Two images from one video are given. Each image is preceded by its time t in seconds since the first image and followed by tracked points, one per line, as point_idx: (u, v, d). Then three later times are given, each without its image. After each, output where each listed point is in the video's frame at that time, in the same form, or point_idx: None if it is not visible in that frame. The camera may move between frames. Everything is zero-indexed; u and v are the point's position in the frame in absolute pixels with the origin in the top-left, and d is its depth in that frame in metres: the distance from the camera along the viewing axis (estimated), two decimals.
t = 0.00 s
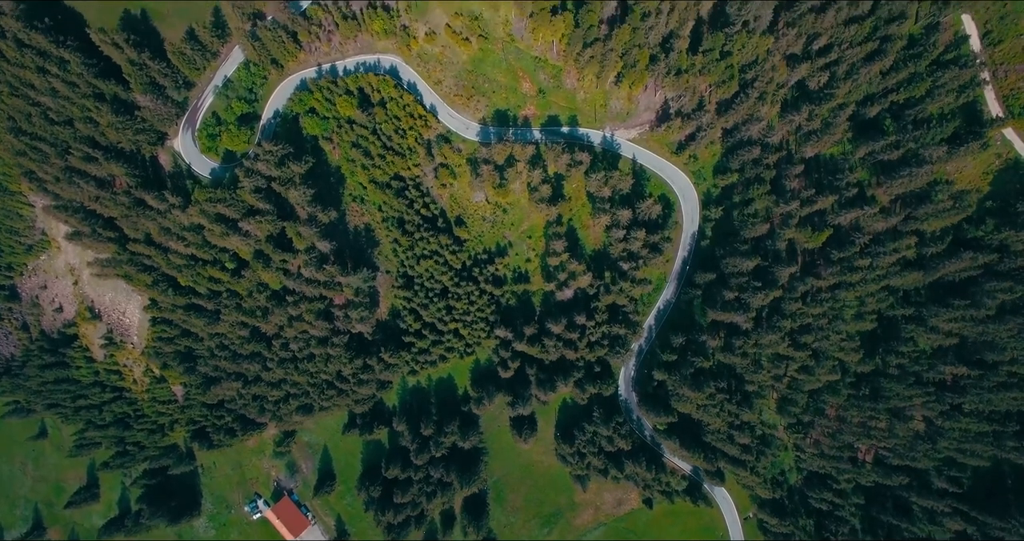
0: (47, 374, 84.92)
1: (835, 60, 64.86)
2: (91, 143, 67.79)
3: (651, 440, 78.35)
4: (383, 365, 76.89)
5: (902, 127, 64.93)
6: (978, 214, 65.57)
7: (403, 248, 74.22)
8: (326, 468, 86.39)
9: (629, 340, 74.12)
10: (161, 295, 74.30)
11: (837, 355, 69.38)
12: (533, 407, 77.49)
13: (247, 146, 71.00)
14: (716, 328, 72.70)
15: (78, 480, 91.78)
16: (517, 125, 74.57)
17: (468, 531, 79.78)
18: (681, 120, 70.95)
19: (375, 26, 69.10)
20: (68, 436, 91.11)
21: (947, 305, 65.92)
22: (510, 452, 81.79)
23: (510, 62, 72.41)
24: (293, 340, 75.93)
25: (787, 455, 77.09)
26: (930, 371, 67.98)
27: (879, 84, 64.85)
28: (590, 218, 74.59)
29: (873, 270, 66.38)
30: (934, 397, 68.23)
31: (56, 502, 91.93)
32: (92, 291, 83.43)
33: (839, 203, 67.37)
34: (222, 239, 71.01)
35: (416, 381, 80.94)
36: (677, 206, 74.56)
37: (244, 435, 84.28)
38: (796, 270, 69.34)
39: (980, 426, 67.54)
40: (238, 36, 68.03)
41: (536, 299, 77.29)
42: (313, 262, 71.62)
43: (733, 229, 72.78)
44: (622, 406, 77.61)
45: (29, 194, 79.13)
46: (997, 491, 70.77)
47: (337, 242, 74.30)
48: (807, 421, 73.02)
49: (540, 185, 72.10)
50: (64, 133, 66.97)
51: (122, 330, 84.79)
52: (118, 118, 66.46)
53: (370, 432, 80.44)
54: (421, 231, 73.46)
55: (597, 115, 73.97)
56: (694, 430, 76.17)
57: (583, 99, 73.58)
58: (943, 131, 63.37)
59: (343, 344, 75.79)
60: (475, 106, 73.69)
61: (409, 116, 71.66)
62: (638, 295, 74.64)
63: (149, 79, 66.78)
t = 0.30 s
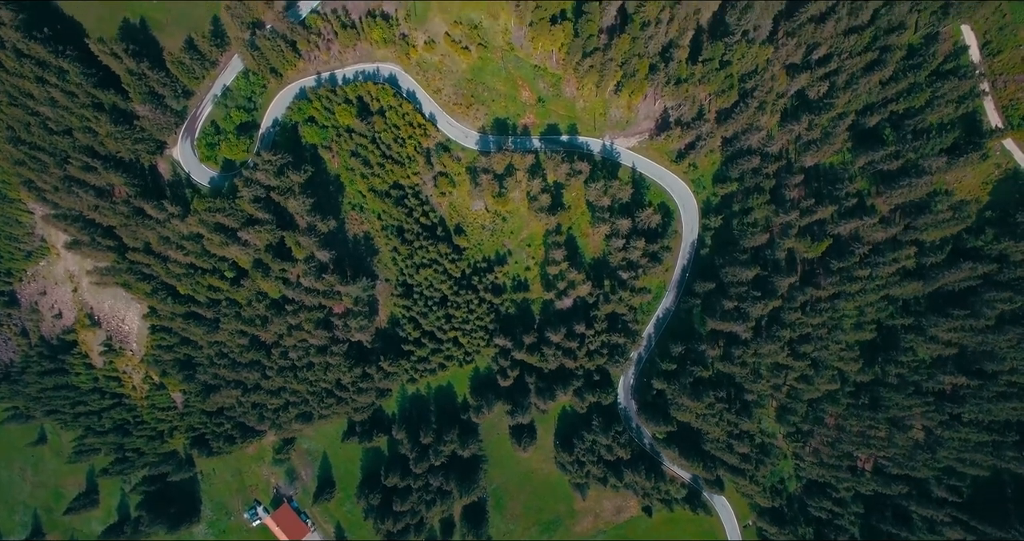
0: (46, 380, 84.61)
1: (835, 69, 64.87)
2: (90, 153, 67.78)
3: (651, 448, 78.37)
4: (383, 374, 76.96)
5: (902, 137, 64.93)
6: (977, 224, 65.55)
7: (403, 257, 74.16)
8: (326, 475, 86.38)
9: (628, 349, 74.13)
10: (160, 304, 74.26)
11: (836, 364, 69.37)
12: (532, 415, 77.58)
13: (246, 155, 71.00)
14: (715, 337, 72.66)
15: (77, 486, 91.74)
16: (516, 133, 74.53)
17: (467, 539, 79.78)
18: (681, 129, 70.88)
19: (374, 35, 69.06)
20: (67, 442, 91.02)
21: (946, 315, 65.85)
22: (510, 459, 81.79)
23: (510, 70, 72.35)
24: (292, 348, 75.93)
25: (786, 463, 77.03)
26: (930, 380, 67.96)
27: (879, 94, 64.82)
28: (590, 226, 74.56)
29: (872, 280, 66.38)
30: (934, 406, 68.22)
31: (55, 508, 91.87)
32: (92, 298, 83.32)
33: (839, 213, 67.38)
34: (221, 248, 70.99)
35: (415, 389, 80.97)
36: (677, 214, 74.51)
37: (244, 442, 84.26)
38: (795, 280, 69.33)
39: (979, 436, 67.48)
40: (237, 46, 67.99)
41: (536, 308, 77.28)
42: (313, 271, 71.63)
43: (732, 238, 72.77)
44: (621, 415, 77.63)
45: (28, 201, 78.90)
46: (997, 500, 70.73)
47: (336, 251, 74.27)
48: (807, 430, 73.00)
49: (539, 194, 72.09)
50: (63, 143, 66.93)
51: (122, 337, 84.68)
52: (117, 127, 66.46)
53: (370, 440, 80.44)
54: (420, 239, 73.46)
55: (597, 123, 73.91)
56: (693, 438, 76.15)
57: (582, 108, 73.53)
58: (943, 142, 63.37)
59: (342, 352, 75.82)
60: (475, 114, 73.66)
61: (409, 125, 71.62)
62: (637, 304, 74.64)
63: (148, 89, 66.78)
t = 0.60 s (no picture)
0: (46, 388, 84.33)
1: (835, 80, 64.79)
2: (89, 164, 67.70)
3: (650, 457, 78.37)
4: (382, 384, 77.04)
5: (902, 148, 64.85)
6: (977, 235, 65.52)
7: (402, 267, 74.09)
8: (325, 484, 86.35)
9: (627, 359, 74.13)
10: (159, 314, 74.20)
11: (835, 375, 69.38)
12: (531, 425, 77.64)
13: (245, 166, 70.95)
14: (715, 347, 72.63)
15: (76, 493, 91.66)
16: (516, 143, 74.46)
17: None
18: (681, 139, 70.81)
19: (373, 45, 68.95)
20: (67, 449, 90.86)
21: (946, 327, 65.80)
22: (509, 468, 81.78)
23: (509, 80, 72.25)
24: (291, 359, 75.92)
25: (785, 472, 76.80)
26: (929, 392, 67.92)
27: (878, 105, 64.76)
28: (589, 236, 74.50)
29: (871, 291, 66.43)
30: (933, 418, 68.20)
31: (54, 515, 91.78)
32: (91, 306, 83.14)
33: (838, 224, 67.38)
34: (220, 259, 70.97)
35: (414, 398, 81.00)
36: (676, 224, 74.45)
37: (243, 450, 84.18)
38: (795, 291, 69.30)
39: (979, 447, 67.41)
40: (235, 56, 67.86)
41: (535, 317, 77.24)
42: (312, 283, 71.59)
43: (731, 248, 72.73)
44: (620, 424, 77.65)
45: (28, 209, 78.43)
46: (996, 510, 70.71)
47: (336, 261, 74.25)
48: (806, 440, 72.94)
49: (538, 205, 72.08)
50: (62, 154, 66.86)
51: (121, 345, 84.56)
52: (116, 139, 66.38)
53: (369, 449, 80.40)
54: (420, 249, 73.40)
55: (596, 133, 73.84)
56: (692, 448, 76.13)
57: (582, 118, 73.45)
58: (942, 154, 63.37)
59: (342, 362, 75.86)
60: (474, 124, 73.60)
61: (408, 135, 71.57)
62: (636, 314, 74.62)
63: (147, 100, 66.71)
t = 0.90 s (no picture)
0: (45, 395, 83.79)
1: (834, 90, 64.75)
2: (88, 173, 67.63)
3: (649, 465, 78.41)
4: (381, 392, 77.05)
5: (901, 158, 64.82)
6: (976, 245, 65.51)
7: (401, 275, 74.03)
8: (324, 491, 86.28)
9: (626, 368, 74.19)
10: (159, 322, 74.11)
11: (835, 385, 69.38)
12: (531, 433, 77.68)
13: (244, 175, 70.93)
14: (714, 357, 72.62)
15: (75, 498, 91.61)
16: (515, 152, 74.42)
17: None
18: (680, 148, 70.81)
19: (372, 54, 68.86)
20: (66, 455, 90.74)
21: (946, 337, 65.75)
22: (508, 476, 81.77)
23: (508, 89, 72.20)
24: (291, 368, 75.92)
25: (785, 480, 76.62)
26: (928, 402, 67.91)
27: (878, 115, 64.75)
28: (588, 244, 74.50)
29: (870, 302, 66.48)
30: (933, 427, 68.20)
31: (53, 520, 91.71)
32: (90, 313, 82.98)
33: (837, 234, 67.38)
34: (219, 268, 70.90)
35: (414, 406, 81.03)
36: (675, 233, 74.44)
37: (242, 458, 84.06)
38: (794, 301, 69.27)
39: (979, 457, 67.37)
40: (234, 66, 67.79)
41: (534, 326, 77.22)
42: (310, 292, 71.52)
43: (731, 257, 72.72)
44: (619, 433, 77.68)
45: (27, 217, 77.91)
46: (996, 520, 70.69)
47: (335, 270, 74.28)
48: (805, 449, 72.87)
49: (538, 214, 72.04)
50: (60, 164, 66.78)
51: (120, 352, 84.53)
52: (114, 149, 66.29)
53: (368, 457, 80.38)
54: (419, 258, 73.37)
55: (596, 142, 73.79)
56: (691, 456, 76.17)
57: (581, 126, 73.39)
58: (941, 164, 63.39)
59: (341, 371, 75.87)
60: (473, 133, 73.57)
61: (407, 144, 71.58)
62: (636, 323, 74.62)
63: (146, 109, 66.59)
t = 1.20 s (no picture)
0: (45, 402, 83.50)
1: (834, 101, 64.65)
2: (87, 184, 67.55)
3: (649, 474, 78.38)
4: (381, 402, 77.05)
5: (901, 170, 64.75)
6: (976, 257, 65.45)
7: (401, 285, 73.94)
8: (324, 499, 86.23)
9: (626, 378, 74.18)
10: (158, 332, 74.00)
11: (834, 396, 69.40)
12: (530, 443, 77.73)
13: (243, 185, 70.81)
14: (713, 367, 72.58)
15: (75, 505, 91.53)
16: (514, 161, 74.34)
17: None
18: (680, 158, 70.76)
19: (371, 64, 68.72)
20: (66, 461, 90.56)
21: (945, 348, 65.77)
22: (508, 485, 81.76)
23: (508, 99, 72.09)
24: (290, 377, 75.92)
25: (784, 488, 76.22)
26: (928, 412, 67.87)
27: (878, 126, 64.66)
28: (588, 254, 74.46)
29: (869, 313, 66.51)
30: (932, 438, 68.19)
31: (53, 527, 91.61)
32: (89, 321, 82.49)
33: (837, 245, 67.35)
34: (218, 279, 70.82)
35: (413, 414, 81.05)
36: (675, 242, 74.36)
37: (242, 466, 83.93)
38: (794, 312, 69.23)
39: (978, 468, 67.36)
40: (233, 76, 67.70)
41: (533, 335, 77.25)
42: (310, 303, 71.53)
43: (730, 267, 72.66)
44: (619, 442, 77.70)
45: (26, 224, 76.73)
46: (996, 530, 70.67)
47: (334, 280, 74.26)
48: (805, 460, 72.74)
49: (537, 225, 71.99)
50: (59, 174, 66.68)
51: (120, 360, 84.24)
52: (113, 160, 66.23)
53: (368, 466, 80.32)
54: (418, 268, 73.30)
55: (595, 151, 73.67)
56: (691, 466, 76.13)
57: (580, 136, 73.28)
58: (941, 176, 63.34)
59: (341, 381, 75.91)
60: (473, 143, 73.48)
61: (406, 154, 71.50)
62: (635, 333, 74.57)
63: (145, 120, 66.48)
